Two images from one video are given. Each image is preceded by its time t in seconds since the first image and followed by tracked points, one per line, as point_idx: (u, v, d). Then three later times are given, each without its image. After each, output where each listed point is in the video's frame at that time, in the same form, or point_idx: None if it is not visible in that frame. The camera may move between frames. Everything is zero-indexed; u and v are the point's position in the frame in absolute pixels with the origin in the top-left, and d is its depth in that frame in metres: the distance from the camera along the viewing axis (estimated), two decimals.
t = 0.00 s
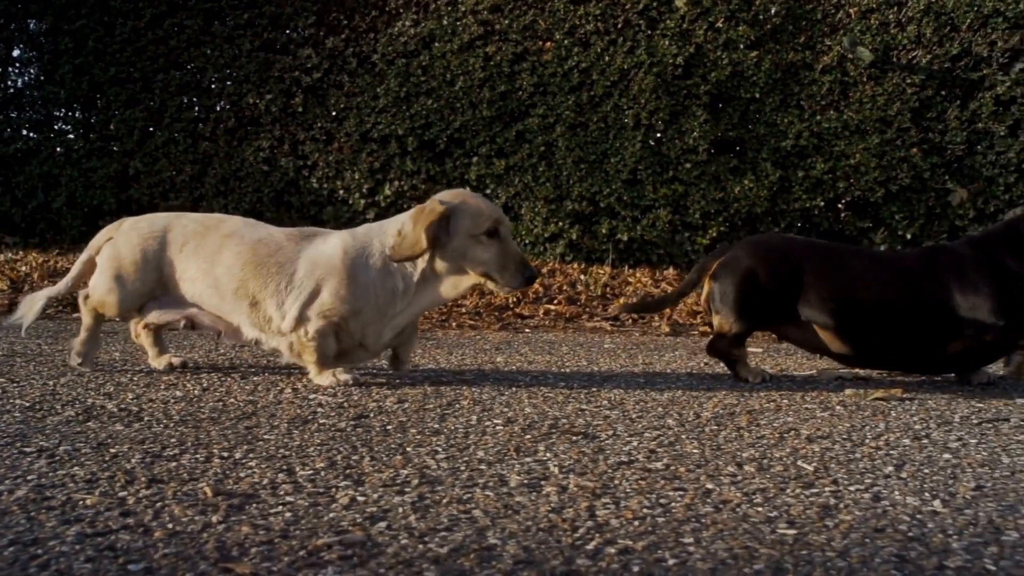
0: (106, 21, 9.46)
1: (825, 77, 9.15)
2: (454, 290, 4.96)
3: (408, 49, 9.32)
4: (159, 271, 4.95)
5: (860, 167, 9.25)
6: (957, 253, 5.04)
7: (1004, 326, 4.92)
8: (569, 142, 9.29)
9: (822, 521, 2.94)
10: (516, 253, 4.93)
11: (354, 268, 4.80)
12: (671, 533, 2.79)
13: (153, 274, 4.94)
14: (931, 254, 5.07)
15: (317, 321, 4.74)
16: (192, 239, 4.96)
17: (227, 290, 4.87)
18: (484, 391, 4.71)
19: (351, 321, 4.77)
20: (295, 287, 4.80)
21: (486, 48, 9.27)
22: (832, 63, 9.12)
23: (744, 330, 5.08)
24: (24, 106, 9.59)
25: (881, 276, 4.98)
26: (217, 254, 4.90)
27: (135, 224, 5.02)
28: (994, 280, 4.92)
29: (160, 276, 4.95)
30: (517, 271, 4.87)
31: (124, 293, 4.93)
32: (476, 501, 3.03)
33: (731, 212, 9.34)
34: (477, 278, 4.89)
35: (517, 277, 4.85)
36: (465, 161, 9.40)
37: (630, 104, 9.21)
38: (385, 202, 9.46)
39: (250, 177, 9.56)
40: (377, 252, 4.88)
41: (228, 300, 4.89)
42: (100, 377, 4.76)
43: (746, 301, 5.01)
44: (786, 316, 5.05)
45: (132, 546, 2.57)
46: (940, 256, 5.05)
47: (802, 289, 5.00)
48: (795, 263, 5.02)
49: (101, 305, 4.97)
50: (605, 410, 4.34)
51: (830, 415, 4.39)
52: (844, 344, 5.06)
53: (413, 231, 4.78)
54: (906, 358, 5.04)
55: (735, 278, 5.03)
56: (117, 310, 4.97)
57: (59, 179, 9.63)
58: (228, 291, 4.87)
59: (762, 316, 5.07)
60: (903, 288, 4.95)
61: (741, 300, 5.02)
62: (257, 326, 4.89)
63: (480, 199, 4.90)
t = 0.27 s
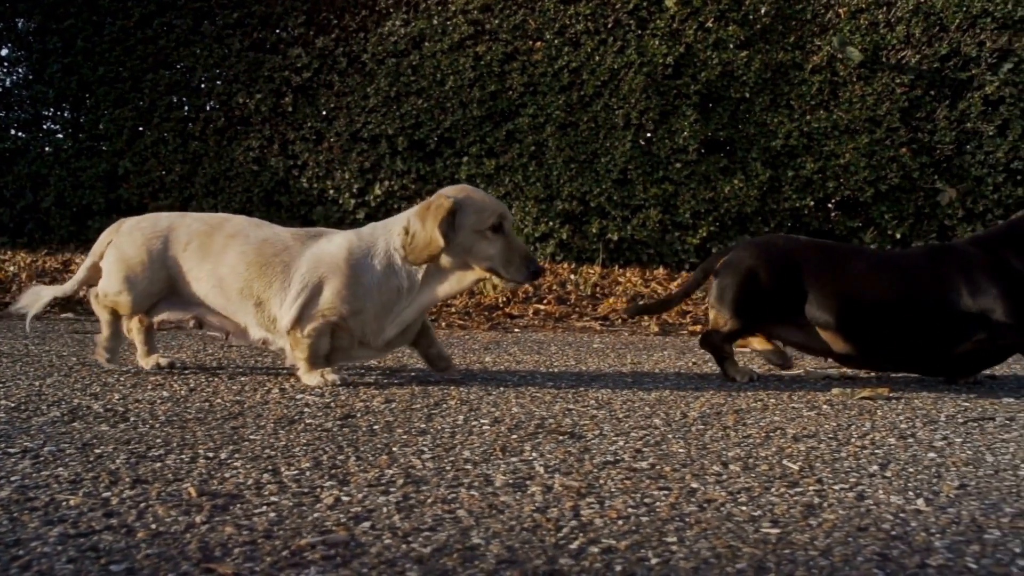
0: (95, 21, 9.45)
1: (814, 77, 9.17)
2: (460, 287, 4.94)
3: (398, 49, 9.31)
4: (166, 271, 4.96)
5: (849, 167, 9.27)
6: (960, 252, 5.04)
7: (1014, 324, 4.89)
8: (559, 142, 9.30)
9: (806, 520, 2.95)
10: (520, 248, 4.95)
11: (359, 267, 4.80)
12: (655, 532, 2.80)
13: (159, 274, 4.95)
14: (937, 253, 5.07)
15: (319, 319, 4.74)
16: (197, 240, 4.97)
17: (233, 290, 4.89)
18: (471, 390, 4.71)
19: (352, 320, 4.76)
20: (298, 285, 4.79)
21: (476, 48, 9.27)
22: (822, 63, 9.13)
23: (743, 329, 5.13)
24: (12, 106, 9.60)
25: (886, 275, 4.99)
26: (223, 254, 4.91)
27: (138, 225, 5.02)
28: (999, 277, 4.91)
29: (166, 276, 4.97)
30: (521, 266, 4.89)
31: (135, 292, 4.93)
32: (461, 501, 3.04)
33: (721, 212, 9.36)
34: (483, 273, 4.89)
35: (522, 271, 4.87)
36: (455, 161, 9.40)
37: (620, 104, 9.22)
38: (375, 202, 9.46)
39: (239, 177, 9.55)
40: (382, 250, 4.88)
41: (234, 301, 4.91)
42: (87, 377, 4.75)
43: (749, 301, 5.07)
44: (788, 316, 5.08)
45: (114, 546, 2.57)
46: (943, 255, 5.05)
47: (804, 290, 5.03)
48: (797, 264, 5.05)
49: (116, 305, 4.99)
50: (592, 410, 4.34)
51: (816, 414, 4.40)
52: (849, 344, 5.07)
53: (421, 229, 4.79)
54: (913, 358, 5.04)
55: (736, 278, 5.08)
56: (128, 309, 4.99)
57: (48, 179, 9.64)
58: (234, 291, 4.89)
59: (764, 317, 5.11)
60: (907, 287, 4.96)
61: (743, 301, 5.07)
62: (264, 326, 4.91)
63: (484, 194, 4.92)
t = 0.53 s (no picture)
0: (84, 20, 9.44)
1: (803, 77, 9.19)
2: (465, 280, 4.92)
3: (387, 49, 9.31)
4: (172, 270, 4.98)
5: (838, 167, 9.30)
6: (965, 249, 5.08)
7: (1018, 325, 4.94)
8: (549, 142, 9.30)
9: (789, 519, 2.96)
10: (526, 241, 4.92)
11: (362, 263, 4.78)
12: (638, 532, 2.80)
13: (164, 272, 4.97)
14: (941, 251, 5.11)
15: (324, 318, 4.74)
16: (203, 237, 4.97)
17: (240, 287, 4.91)
18: (458, 390, 4.72)
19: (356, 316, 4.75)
20: (302, 283, 4.79)
21: (466, 47, 9.26)
22: (811, 63, 9.15)
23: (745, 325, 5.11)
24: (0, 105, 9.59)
25: (890, 272, 5.03)
26: (229, 253, 4.92)
27: (142, 223, 5.02)
28: (1005, 274, 4.97)
29: (173, 274, 4.99)
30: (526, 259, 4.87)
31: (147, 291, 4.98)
32: (446, 501, 3.04)
33: (710, 212, 9.38)
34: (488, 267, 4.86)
35: (527, 264, 4.85)
36: (445, 161, 9.39)
37: (610, 104, 9.23)
38: (364, 202, 9.45)
39: (229, 177, 9.54)
40: (384, 245, 4.84)
41: (242, 299, 4.93)
42: (73, 377, 4.75)
43: (750, 300, 5.05)
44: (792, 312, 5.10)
45: (96, 547, 2.56)
46: (948, 251, 5.10)
47: (807, 288, 5.04)
48: (801, 261, 5.05)
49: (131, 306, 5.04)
50: (579, 410, 4.35)
51: (802, 413, 4.42)
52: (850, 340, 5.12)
53: (426, 223, 4.77)
54: (916, 356, 5.11)
55: (737, 276, 5.06)
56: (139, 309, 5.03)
57: (37, 178, 9.63)
58: (241, 289, 4.92)
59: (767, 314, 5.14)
60: (913, 284, 5.01)
61: (744, 298, 5.05)
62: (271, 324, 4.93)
63: (488, 188, 4.89)
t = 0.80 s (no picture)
0: (70, 19, 9.41)
1: (791, 78, 9.21)
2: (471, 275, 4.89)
3: (375, 48, 9.30)
4: (181, 267, 4.96)
5: (825, 167, 9.32)
6: (972, 246, 5.02)
7: None
8: (537, 142, 9.30)
9: (769, 519, 2.96)
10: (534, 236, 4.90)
11: (369, 258, 4.77)
12: (618, 532, 2.81)
13: (172, 268, 4.95)
14: (947, 248, 5.06)
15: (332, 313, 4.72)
16: (210, 233, 4.96)
17: (249, 283, 4.90)
18: (443, 391, 4.72)
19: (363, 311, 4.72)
20: (311, 278, 4.78)
21: (454, 47, 9.27)
22: (799, 64, 9.17)
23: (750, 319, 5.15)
24: None
25: (895, 268, 5.02)
26: (237, 249, 4.90)
27: (150, 219, 5.01)
28: (1009, 274, 4.90)
29: (182, 270, 4.97)
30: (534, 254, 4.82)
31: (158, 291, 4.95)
32: (427, 501, 3.04)
33: (698, 212, 9.39)
34: (494, 262, 4.84)
35: (534, 260, 4.79)
36: (433, 160, 9.39)
37: (598, 104, 9.23)
38: (352, 202, 9.44)
39: (216, 176, 9.52)
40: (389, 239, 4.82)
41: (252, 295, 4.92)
42: (57, 377, 4.74)
43: (756, 295, 5.08)
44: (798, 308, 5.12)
45: (74, 548, 2.56)
46: (953, 249, 5.05)
47: (813, 282, 5.05)
48: (806, 256, 5.07)
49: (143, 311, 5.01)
50: (563, 410, 4.36)
51: (785, 413, 4.43)
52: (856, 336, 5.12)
53: (431, 218, 4.76)
54: (921, 351, 5.10)
55: (742, 272, 5.09)
56: (152, 310, 4.99)
57: (23, 177, 9.59)
58: (250, 284, 4.90)
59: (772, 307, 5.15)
60: (917, 281, 4.99)
61: (750, 293, 5.08)
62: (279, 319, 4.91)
63: (495, 183, 4.88)
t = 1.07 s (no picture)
0: (59, 18, 9.39)
1: (780, 78, 9.22)
2: (477, 275, 4.89)
3: (365, 48, 9.30)
4: (186, 268, 4.90)
5: (814, 167, 9.34)
6: (972, 246, 5.06)
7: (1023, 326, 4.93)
8: (527, 141, 9.31)
9: (751, 519, 2.97)
10: (542, 236, 4.89)
11: (378, 258, 4.75)
12: (601, 532, 2.81)
13: (178, 269, 4.88)
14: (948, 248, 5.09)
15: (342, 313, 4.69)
16: (216, 233, 4.89)
17: (257, 284, 4.85)
18: (429, 391, 4.72)
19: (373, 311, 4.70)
20: (320, 279, 4.75)
21: (444, 47, 9.27)
22: (788, 64, 9.20)
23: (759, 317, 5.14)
24: None
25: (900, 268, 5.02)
26: (244, 249, 4.84)
27: (155, 219, 4.94)
28: (1010, 275, 4.95)
29: (188, 271, 4.91)
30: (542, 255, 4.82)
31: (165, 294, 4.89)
32: (410, 501, 3.04)
33: (688, 212, 9.40)
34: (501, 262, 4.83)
35: (543, 261, 4.78)
36: (423, 160, 9.39)
37: (588, 104, 9.24)
38: (342, 202, 9.44)
39: (205, 176, 9.51)
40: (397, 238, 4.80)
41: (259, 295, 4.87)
42: (42, 377, 4.72)
43: (765, 294, 5.07)
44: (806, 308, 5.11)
45: (55, 548, 2.56)
46: (956, 249, 5.07)
47: (819, 282, 5.04)
48: (814, 257, 5.05)
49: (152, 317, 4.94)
50: (549, 410, 4.36)
51: (771, 413, 4.44)
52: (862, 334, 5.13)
53: (438, 217, 4.76)
54: (923, 350, 5.12)
55: (750, 272, 5.08)
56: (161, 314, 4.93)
57: (11, 176, 9.56)
58: (257, 285, 4.85)
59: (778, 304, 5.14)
60: (920, 279, 5.01)
61: (758, 292, 5.08)
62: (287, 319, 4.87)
63: (502, 184, 4.88)
